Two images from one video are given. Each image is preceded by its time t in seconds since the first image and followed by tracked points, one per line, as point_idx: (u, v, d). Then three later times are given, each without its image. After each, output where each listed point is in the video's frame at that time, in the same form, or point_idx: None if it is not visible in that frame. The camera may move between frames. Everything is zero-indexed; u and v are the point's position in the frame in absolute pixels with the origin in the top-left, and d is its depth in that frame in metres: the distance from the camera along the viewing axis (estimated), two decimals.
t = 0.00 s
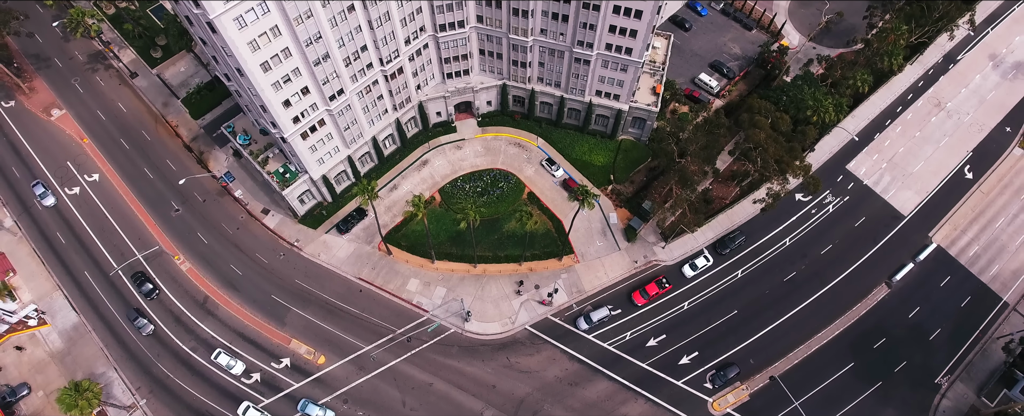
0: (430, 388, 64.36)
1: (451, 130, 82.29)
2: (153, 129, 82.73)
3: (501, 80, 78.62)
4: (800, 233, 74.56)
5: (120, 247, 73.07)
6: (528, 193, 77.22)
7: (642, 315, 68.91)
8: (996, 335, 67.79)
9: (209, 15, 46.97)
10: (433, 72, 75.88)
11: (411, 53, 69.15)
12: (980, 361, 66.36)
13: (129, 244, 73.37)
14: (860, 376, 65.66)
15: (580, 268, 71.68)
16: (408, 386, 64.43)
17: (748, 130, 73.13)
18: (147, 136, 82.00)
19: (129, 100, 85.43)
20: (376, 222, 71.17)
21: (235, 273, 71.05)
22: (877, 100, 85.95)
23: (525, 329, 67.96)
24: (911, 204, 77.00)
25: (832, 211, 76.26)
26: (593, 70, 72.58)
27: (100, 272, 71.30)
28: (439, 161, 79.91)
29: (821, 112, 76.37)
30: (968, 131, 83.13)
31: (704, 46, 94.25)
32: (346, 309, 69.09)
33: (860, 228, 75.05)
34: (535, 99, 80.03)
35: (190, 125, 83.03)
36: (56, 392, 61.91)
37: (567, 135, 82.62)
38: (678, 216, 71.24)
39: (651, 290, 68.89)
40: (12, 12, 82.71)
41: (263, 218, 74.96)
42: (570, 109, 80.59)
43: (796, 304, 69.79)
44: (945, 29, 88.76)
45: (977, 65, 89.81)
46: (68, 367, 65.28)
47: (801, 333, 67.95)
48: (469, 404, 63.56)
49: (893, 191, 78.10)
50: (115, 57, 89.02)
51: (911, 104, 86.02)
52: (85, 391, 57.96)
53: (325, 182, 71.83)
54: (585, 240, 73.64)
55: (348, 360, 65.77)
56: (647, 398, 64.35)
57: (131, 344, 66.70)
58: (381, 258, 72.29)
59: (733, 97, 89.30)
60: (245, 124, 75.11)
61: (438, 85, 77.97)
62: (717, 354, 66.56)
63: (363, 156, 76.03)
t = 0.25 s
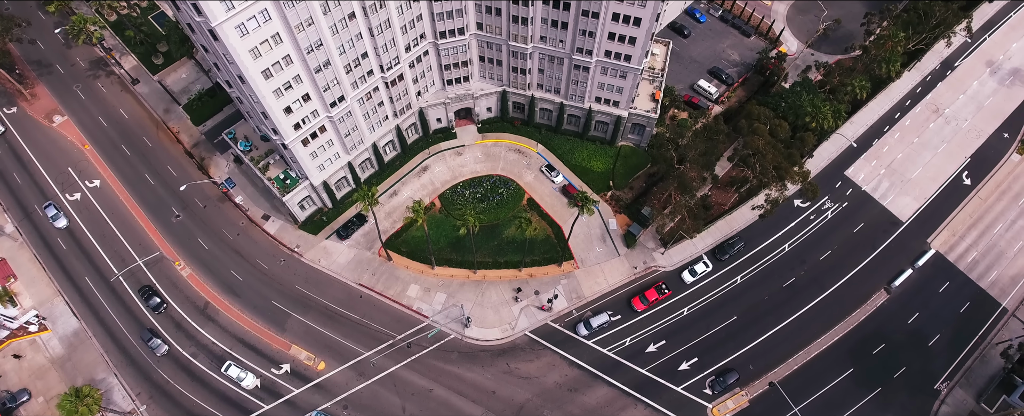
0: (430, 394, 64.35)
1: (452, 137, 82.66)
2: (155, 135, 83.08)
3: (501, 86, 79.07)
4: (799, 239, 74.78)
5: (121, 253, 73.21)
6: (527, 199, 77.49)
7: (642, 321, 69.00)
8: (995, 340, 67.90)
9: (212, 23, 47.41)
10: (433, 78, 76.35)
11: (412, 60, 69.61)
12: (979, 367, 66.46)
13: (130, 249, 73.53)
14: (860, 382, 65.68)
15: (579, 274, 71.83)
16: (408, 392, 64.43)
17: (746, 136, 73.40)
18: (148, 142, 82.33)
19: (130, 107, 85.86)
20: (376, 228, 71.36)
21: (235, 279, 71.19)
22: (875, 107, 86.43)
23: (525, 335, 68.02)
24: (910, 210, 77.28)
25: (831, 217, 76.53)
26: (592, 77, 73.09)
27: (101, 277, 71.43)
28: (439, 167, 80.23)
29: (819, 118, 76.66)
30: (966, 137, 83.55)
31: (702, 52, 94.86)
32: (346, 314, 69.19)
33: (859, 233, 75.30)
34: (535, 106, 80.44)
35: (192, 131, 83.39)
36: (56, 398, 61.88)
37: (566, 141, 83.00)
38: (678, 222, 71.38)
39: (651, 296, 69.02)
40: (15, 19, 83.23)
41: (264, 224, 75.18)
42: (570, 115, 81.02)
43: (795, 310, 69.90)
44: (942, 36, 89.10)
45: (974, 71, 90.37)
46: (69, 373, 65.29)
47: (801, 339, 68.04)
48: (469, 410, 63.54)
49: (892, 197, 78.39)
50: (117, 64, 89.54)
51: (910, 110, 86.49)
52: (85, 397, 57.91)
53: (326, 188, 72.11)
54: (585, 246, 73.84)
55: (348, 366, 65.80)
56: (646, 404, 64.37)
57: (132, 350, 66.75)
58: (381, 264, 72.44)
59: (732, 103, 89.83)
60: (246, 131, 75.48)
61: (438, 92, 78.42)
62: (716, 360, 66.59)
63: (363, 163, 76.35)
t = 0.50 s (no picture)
0: (429, 400, 64.35)
1: (452, 143, 83.04)
2: (156, 142, 83.45)
3: (501, 93, 79.52)
4: (798, 245, 74.96)
5: (122, 259, 73.40)
6: (527, 205, 77.76)
7: (641, 327, 69.08)
8: (994, 346, 68.01)
9: (213, 31, 47.82)
10: (433, 85, 76.80)
11: (412, 67, 70.10)
12: (978, 373, 66.52)
13: (131, 255, 73.72)
14: (860, 387, 65.70)
15: (579, 280, 71.98)
16: (408, 398, 64.43)
17: (745, 143, 73.56)
18: (149, 148, 82.69)
19: (132, 113, 86.29)
20: (377, 234, 71.54)
21: (236, 285, 71.31)
22: (873, 113, 86.87)
23: (525, 341, 68.10)
24: (908, 216, 77.53)
25: (830, 223, 76.77)
26: (592, 84, 73.55)
27: (102, 284, 71.57)
28: (439, 173, 80.55)
29: (818, 124, 76.84)
30: (964, 144, 83.93)
31: (701, 58, 95.44)
32: (346, 320, 69.29)
33: (858, 239, 75.51)
34: (535, 112, 80.85)
35: (193, 138, 83.77)
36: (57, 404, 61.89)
37: (566, 147, 83.34)
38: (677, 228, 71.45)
39: (650, 301, 69.10)
40: (18, 26, 83.77)
41: (265, 230, 75.41)
42: (570, 121, 81.44)
43: (795, 316, 70.01)
44: (940, 43, 89.68)
45: (972, 78, 90.91)
46: (69, 379, 65.33)
47: (800, 345, 68.12)
48: None
49: (890, 203, 78.67)
50: (119, 71, 90.05)
51: (908, 116, 86.93)
52: (86, 403, 57.93)
53: (326, 194, 72.40)
54: (584, 252, 74.02)
55: (348, 372, 65.85)
56: (646, 410, 64.39)
57: (132, 356, 66.82)
58: (381, 270, 72.59)
59: (731, 109, 90.31)
60: (247, 137, 75.82)
61: (438, 98, 78.83)
62: (716, 366, 66.64)
63: (364, 169, 76.66)
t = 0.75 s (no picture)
0: (429, 406, 64.44)
1: (452, 149, 83.37)
2: (157, 148, 83.79)
3: (501, 99, 79.93)
4: (797, 251, 75.16)
5: (122, 265, 73.58)
6: (527, 211, 78.02)
7: (641, 333, 69.19)
8: (993, 352, 68.14)
9: (216, 38, 48.26)
10: (434, 92, 77.22)
11: (413, 74, 70.56)
12: (977, 379, 66.62)
13: (132, 261, 73.89)
14: (859, 393, 65.78)
15: (579, 286, 72.11)
16: (408, 404, 64.53)
17: (744, 149, 73.79)
18: (150, 155, 83.04)
19: (133, 119, 86.71)
20: (377, 240, 71.74)
21: (236, 291, 71.45)
22: (871, 119, 87.28)
23: (525, 347, 68.19)
24: (907, 222, 77.77)
25: (829, 229, 76.99)
26: (591, 90, 74.00)
27: (102, 289, 71.70)
28: (439, 179, 80.86)
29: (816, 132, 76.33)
30: (962, 150, 84.31)
31: (700, 65, 96.03)
32: (346, 326, 69.38)
33: (857, 245, 75.72)
34: (535, 119, 81.23)
35: (194, 144, 84.12)
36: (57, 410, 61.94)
37: (566, 153, 83.66)
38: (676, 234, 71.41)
39: (650, 307, 69.24)
40: (20, 33, 84.32)
41: (265, 236, 75.61)
42: (569, 128, 81.82)
43: (794, 321, 70.13)
44: (937, 51, 89.13)
45: (970, 84, 91.42)
46: (69, 385, 65.41)
47: (799, 350, 68.22)
48: None
49: (889, 209, 78.95)
50: (120, 77, 90.54)
51: (906, 122, 87.36)
52: (86, 409, 57.98)
53: (327, 200, 72.68)
54: (584, 258, 74.19)
55: (348, 378, 65.96)
56: None
57: (132, 362, 66.89)
58: (382, 276, 72.75)
59: (730, 116, 90.81)
60: (248, 143, 76.16)
61: (438, 105, 79.24)
62: (715, 372, 66.72)
63: (364, 175, 76.96)
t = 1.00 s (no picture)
0: (429, 412, 64.49)
1: (452, 155, 83.72)
2: (158, 154, 84.12)
3: (501, 106, 80.37)
4: (796, 257, 75.33)
5: (123, 271, 73.73)
6: (527, 217, 78.26)
7: (641, 339, 69.27)
8: (993, 357, 68.24)
9: (218, 46, 48.69)
10: (434, 98, 77.63)
11: (413, 80, 71.01)
12: (977, 384, 66.70)
13: (133, 267, 74.07)
14: (859, 399, 65.79)
15: (579, 292, 72.24)
16: (408, 410, 64.58)
17: (743, 156, 74.00)
18: (152, 161, 83.38)
19: (134, 126, 87.11)
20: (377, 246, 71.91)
21: (237, 297, 71.57)
22: (870, 125, 87.64)
23: (524, 353, 68.26)
24: (906, 228, 77.99)
25: (828, 235, 77.20)
26: (591, 97, 74.43)
27: (103, 295, 71.82)
28: (439, 186, 81.16)
29: (815, 137, 76.79)
30: (961, 156, 84.64)
31: (700, 71, 96.59)
32: (346, 332, 69.46)
33: (856, 251, 75.89)
34: (535, 125, 81.62)
35: (195, 150, 84.46)
36: None
37: (565, 160, 83.99)
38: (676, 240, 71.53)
39: (649, 313, 69.35)
40: (23, 40, 84.87)
41: (266, 242, 75.82)
42: (569, 134, 82.24)
43: (793, 327, 70.23)
44: (935, 56, 89.39)
45: (968, 90, 91.92)
46: (70, 391, 65.48)
47: (799, 356, 68.30)
48: None
49: (888, 215, 79.20)
50: (122, 83, 91.05)
51: (904, 128, 87.75)
52: None
53: (328, 207, 72.97)
54: (584, 264, 74.36)
55: (348, 384, 66.02)
56: None
57: (133, 368, 66.95)
58: (382, 282, 72.89)
59: (729, 122, 91.27)
60: (249, 150, 76.47)
61: (438, 111, 79.67)
62: (715, 378, 66.76)
63: (365, 181, 77.28)
